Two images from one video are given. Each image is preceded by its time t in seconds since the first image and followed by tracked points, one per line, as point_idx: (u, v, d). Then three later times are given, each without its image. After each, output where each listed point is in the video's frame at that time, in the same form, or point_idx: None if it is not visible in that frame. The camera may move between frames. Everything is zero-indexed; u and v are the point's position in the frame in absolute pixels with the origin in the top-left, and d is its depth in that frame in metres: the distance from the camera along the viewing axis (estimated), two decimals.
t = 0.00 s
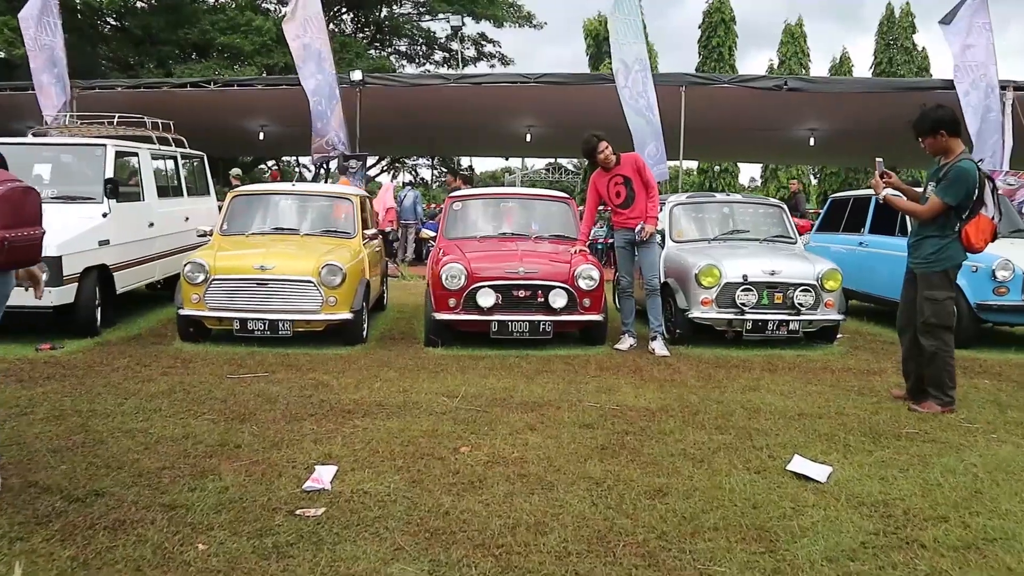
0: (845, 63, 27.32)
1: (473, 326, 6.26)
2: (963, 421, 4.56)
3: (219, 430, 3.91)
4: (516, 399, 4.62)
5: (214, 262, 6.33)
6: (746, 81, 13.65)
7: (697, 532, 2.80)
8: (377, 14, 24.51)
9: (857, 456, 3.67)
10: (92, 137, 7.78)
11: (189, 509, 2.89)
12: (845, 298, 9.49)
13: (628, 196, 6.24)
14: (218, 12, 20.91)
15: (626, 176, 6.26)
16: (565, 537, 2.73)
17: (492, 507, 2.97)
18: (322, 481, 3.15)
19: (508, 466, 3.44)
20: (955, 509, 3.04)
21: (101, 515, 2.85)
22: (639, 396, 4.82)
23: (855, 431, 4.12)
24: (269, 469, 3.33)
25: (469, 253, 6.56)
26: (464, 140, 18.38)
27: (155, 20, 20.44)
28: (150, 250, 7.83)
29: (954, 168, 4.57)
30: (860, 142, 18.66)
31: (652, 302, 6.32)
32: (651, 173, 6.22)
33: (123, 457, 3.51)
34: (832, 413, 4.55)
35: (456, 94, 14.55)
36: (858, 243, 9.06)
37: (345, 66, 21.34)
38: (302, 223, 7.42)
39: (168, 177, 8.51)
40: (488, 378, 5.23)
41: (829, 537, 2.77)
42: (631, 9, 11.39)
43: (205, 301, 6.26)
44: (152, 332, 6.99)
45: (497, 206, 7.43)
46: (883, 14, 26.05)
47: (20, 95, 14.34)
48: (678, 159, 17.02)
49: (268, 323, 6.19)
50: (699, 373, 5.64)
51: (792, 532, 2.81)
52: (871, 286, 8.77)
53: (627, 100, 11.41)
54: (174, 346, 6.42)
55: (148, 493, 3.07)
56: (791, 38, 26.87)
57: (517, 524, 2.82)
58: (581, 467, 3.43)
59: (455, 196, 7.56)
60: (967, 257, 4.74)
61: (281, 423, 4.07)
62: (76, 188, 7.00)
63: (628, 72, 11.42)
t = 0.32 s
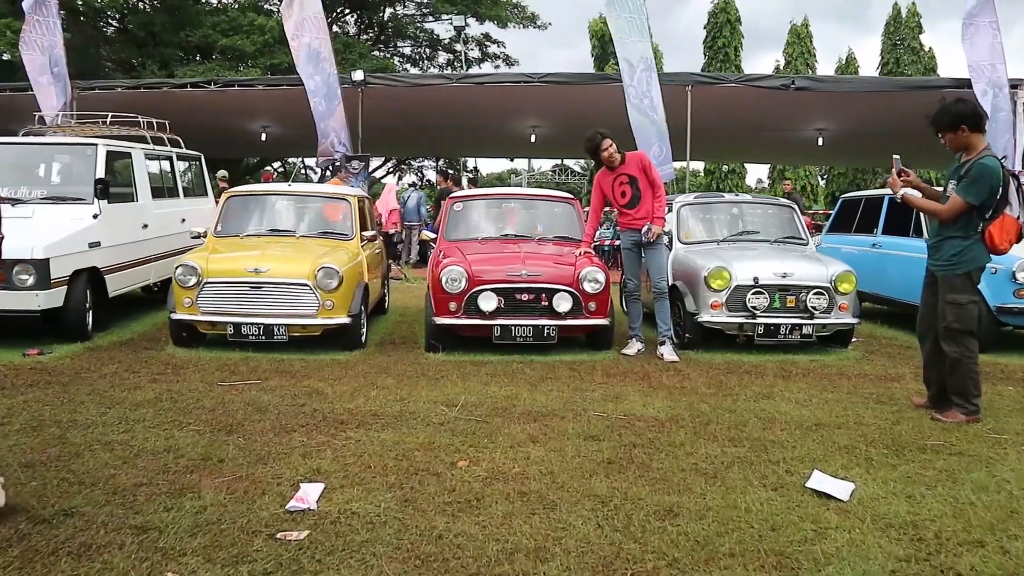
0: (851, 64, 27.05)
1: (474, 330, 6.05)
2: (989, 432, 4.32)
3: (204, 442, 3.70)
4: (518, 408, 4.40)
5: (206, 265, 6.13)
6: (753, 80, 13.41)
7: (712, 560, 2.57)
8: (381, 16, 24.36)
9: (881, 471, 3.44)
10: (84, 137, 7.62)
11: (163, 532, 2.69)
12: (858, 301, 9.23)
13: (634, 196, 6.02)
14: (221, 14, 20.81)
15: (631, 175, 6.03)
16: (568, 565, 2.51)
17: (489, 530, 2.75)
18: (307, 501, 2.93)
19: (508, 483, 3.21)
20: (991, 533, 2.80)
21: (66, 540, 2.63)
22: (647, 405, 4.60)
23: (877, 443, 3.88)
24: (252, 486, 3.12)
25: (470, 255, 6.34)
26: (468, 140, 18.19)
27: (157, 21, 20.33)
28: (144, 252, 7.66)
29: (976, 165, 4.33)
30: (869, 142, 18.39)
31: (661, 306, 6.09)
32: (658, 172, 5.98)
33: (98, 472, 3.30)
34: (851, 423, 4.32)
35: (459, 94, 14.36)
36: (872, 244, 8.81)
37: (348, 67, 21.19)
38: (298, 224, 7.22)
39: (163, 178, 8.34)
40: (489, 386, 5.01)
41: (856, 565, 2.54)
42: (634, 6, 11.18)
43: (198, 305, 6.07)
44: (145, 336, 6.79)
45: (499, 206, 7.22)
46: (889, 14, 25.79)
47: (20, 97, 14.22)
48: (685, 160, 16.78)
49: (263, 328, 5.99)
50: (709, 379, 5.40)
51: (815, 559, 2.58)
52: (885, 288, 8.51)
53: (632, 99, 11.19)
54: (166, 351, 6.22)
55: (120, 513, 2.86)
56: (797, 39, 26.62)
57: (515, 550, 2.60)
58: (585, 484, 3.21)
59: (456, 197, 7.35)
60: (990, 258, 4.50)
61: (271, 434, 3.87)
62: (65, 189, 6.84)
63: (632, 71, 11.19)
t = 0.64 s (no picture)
0: (858, 64, 26.74)
1: (476, 334, 5.83)
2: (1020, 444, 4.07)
3: (186, 455, 3.49)
4: (520, 418, 4.17)
5: (199, 267, 5.93)
6: (761, 79, 13.16)
7: None
8: (384, 15, 24.16)
9: (911, 488, 3.19)
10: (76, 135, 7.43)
11: (133, 558, 2.47)
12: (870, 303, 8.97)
13: (642, 194, 5.78)
14: (223, 14, 20.68)
15: (638, 173, 5.79)
16: None
17: (488, 556, 2.52)
18: (291, 522, 2.71)
19: (508, 501, 2.99)
20: None
21: (26, 566, 2.42)
22: (657, 413, 4.36)
23: (903, 457, 3.64)
24: (234, 504, 2.90)
25: (472, 257, 6.12)
26: (472, 139, 17.96)
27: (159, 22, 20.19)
28: (137, 254, 7.47)
29: (1006, 160, 4.08)
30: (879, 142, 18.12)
31: (669, 309, 5.86)
32: (666, 169, 5.75)
33: (71, 488, 3.08)
34: (875, 434, 4.07)
35: (462, 93, 14.15)
36: (885, 245, 8.55)
37: (351, 67, 21.01)
38: (295, 224, 7.02)
39: (158, 178, 8.16)
40: (490, 393, 4.79)
41: None
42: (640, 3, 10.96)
43: (190, 307, 5.87)
44: (136, 340, 6.59)
45: (502, 205, 7.00)
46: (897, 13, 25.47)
47: (20, 97, 14.07)
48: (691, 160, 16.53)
49: (257, 332, 5.78)
50: (721, 387, 5.17)
51: None
52: (899, 291, 8.26)
53: (636, 97, 10.94)
54: (157, 356, 6.01)
55: (88, 535, 2.64)
56: (804, 39, 26.34)
57: None
58: (592, 503, 2.97)
59: (458, 196, 7.13)
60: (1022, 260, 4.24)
61: (258, 446, 3.65)
62: (54, 189, 6.65)
63: (638, 69, 10.95)
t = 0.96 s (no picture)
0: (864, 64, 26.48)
1: (477, 339, 5.59)
2: None
3: (165, 471, 3.26)
4: (523, 429, 3.93)
5: (189, 268, 5.71)
6: (770, 77, 12.91)
7: None
8: (387, 15, 23.95)
9: (948, 509, 2.94)
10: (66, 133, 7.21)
11: None
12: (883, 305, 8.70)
13: (651, 193, 5.54)
14: (226, 13, 20.48)
15: (647, 170, 5.55)
16: None
17: None
18: (271, 550, 2.47)
19: (510, 524, 2.74)
20: None
21: None
22: (667, 424, 4.11)
23: (935, 472, 3.38)
24: (211, 528, 2.67)
25: (473, 258, 5.88)
26: (474, 139, 17.72)
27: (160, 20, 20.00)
28: (128, 255, 7.24)
29: None
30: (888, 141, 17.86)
31: (678, 313, 5.61)
32: (676, 167, 5.51)
33: (36, 509, 2.85)
34: (900, 446, 3.82)
35: (464, 92, 13.92)
36: (900, 246, 8.28)
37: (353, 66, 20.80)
38: (290, 224, 6.79)
39: (151, 176, 7.94)
40: (491, 402, 4.54)
41: None
42: None
43: (179, 311, 5.65)
44: (125, 345, 6.36)
45: (504, 205, 6.75)
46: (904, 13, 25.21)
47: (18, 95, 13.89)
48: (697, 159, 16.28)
49: (248, 337, 5.56)
50: (734, 394, 4.91)
51: None
52: (914, 293, 7.99)
53: (641, 96, 10.69)
54: (145, 362, 5.78)
55: (47, 565, 2.40)
56: (810, 38, 26.09)
57: None
58: (602, 527, 2.72)
59: (459, 195, 6.89)
60: None
61: (243, 461, 3.42)
62: (41, 187, 6.42)
63: (643, 67, 10.70)
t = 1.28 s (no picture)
0: (870, 64, 26.17)
1: (477, 344, 5.35)
2: None
3: (137, 489, 3.02)
4: (524, 442, 3.68)
5: (177, 270, 5.47)
6: (777, 75, 12.63)
7: None
8: (389, 14, 23.72)
9: (989, 535, 2.68)
10: (55, 130, 7.01)
11: None
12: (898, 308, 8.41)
13: (663, 191, 5.28)
14: (227, 12, 20.29)
15: (660, 166, 5.28)
16: None
17: None
18: None
19: (508, 553, 2.50)
20: None
21: None
22: (677, 436, 3.85)
23: (970, 492, 3.12)
24: (179, 557, 2.43)
25: (474, 259, 5.64)
26: (478, 138, 17.46)
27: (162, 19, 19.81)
28: (118, 257, 7.04)
29: None
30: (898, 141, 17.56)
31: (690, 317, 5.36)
32: (690, 166, 5.27)
33: None
34: (930, 461, 3.55)
35: (466, 91, 13.67)
36: (915, 247, 8.01)
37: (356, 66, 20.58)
38: (285, 224, 6.56)
39: (144, 175, 7.73)
40: (490, 413, 4.30)
41: None
42: None
43: (167, 315, 5.42)
44: (113, 350, 6.13)
45: (506, 205, 6.50)
46: (910, 12, 24.91)
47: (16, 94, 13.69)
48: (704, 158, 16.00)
49: (239, 342, 5.33)
50: (747, 403, 4.65)
51: None
52: (930, 295, 7.72)
53: (643, 94, 10.40)
54: (131, 367, 5.55)
55: None
56: (816, 38, 25.81)
57: None
58: (609, 558, 2.47)
59: (459, 194, 6.64)
60: None
61: (222, 478, 3.17)
62: (27, 186, 6.22)
63: (648, 65, 10.44)
